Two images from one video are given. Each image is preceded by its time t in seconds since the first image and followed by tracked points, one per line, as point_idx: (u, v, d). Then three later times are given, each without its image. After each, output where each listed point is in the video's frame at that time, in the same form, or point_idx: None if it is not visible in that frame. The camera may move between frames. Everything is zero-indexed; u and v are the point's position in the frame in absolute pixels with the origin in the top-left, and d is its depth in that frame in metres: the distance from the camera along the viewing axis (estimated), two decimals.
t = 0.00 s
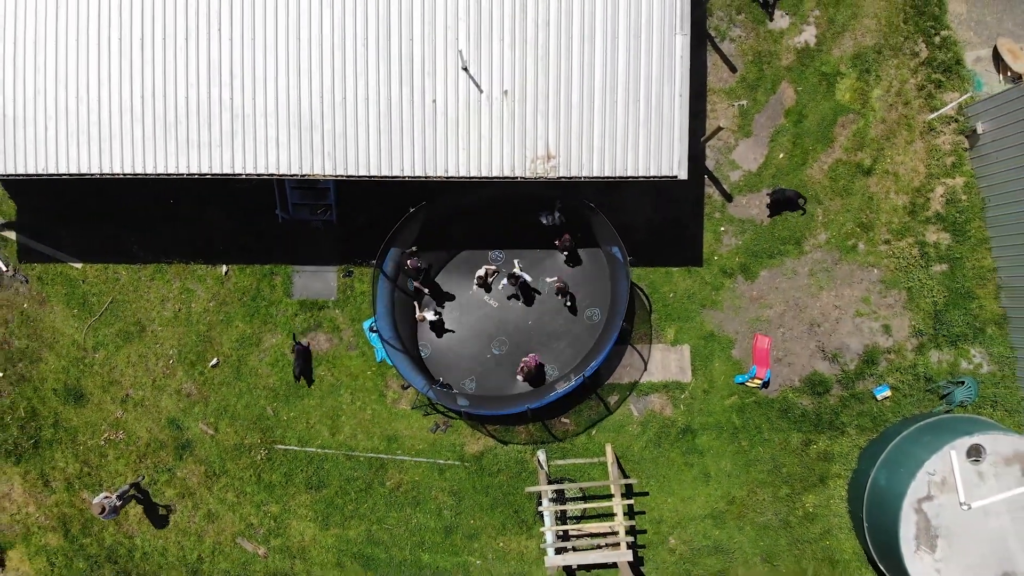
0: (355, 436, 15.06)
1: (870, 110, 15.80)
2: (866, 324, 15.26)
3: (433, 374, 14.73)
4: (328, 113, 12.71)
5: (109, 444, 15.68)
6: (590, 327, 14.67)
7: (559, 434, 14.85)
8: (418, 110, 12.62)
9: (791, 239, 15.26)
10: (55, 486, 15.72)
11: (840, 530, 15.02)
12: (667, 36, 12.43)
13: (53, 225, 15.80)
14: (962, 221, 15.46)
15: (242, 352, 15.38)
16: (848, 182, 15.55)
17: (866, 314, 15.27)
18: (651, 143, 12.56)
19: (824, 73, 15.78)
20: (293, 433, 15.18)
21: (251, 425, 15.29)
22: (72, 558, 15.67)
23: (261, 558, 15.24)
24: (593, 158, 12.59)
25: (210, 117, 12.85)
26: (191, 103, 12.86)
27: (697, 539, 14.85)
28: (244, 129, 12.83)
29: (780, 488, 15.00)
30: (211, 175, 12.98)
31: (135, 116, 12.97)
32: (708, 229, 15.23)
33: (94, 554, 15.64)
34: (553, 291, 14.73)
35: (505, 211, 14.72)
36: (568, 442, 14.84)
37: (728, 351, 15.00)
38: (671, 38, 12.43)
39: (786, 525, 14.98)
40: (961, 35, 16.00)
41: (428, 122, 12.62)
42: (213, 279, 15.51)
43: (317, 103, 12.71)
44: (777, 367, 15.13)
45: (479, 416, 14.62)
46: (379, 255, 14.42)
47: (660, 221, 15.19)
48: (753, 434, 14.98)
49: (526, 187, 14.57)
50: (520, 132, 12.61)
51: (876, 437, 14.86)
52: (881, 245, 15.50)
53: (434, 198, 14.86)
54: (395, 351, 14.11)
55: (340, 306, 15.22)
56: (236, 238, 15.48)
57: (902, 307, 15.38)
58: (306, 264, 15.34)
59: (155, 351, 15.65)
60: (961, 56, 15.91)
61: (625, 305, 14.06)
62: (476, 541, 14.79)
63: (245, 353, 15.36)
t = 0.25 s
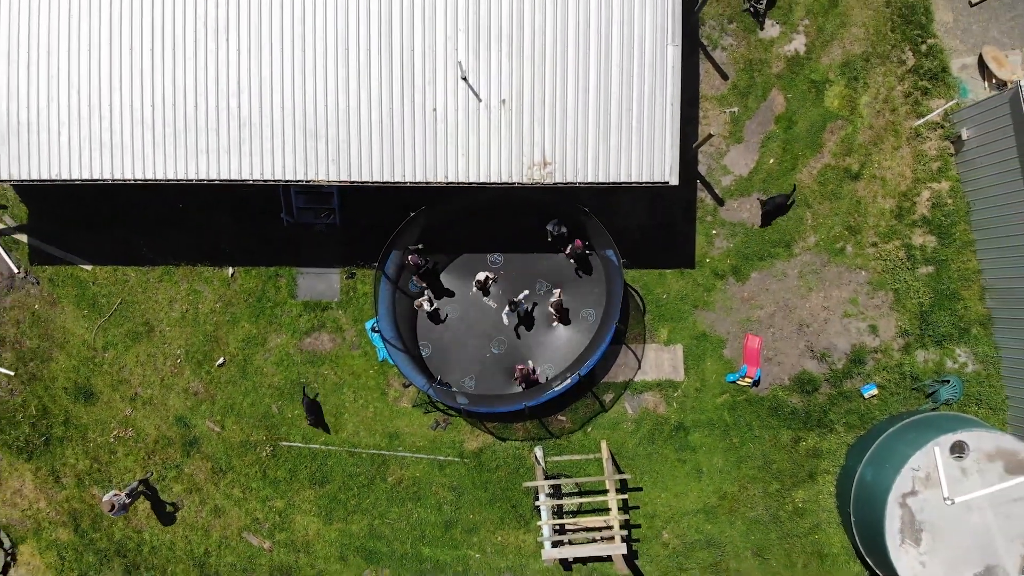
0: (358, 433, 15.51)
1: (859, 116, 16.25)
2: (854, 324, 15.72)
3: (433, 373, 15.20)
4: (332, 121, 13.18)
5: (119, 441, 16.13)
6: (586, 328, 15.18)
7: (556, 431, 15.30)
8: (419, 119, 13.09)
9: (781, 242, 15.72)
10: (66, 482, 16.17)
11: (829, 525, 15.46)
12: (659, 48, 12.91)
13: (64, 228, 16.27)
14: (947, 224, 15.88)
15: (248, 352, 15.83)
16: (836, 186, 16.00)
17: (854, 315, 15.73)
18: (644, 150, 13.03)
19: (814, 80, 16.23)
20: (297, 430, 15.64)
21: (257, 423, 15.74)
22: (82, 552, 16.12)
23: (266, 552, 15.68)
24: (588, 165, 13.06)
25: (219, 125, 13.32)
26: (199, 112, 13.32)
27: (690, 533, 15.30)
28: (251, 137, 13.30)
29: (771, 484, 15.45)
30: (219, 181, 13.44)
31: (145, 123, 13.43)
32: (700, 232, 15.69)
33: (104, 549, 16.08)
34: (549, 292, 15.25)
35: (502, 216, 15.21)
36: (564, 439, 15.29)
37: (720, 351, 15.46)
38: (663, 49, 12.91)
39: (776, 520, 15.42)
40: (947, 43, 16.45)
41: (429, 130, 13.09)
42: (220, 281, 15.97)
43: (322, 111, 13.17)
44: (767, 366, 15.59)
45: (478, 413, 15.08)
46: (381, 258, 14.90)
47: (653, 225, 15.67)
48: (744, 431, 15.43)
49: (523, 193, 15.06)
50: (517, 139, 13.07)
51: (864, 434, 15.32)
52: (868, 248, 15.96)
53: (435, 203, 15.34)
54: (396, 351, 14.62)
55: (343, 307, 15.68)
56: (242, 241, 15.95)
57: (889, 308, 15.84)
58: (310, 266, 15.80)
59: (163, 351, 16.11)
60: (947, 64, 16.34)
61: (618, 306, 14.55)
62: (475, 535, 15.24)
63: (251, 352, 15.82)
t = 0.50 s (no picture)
0: (362, 430, 15.97)
1: (849, 122, 16.70)
2: (843, 324, 16.19)
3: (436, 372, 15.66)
4: (338, 129, 13.65)
5: (129, 438, 16.59)
6: (584, 329, 15.67)
7: (555, 428, 15.77)
8: (422, 127, 13.56)
9: (772, 245, 16.19)
10: (77, 478, 16.62)
11: (820, 520, 15.91)
12: (653, 58, 13.38)
13: (77, 232, 16.73)
14: (935, 227, 16.33)
15: (255, 351, 16.30)
16: (827, 191, 16.46)
17: (844, 316, 16.20)
18: (638, 157, 13.50)
19: (805, 87, 16.69)
20: (303, 427, 16.10)
21: (263, 420, 16.20)
22: (93, 546, 16.57)
23: (272, 546, 16.14)
24: (584, 171, 13.53)
25: (228, 133, 13.80)
26: (209, 120, 13.80)
27: (684, 527, 15.76)
28: (260, 144, 13.77)
29: (763, 480, 15.90)
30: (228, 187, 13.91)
31: (156, 131, 13.89)
32: (694, 235, 16.17)
33: (114, 543, 16.54)
34: (548, 294, 15.71)
35: (502, 220, 15.73)
36: (563, 436, 15.76)
37: (714, 350, 15.92)
38: (656, 60, 13.38)
39: (768, 515, 15.87)
40: (935, 51, 16.92)
41: (431, 137, 13.56)
42: (228, 283, 16.44)
43: (327, 119, 13.64)
44: (759, 365, 16.06)
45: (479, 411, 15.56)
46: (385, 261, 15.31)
47: (649, 228, 16.15)
48: (737, 428, 15.89)
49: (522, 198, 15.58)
50: (516, 147, 13.55)
51: (853, 432, 15.78)
52: (858, 251, 16.43)
53: (436, 207, 15.80)
54: (400, 351, 15.09)
55: (348, 308, 16.16)
56: (250, 244, 16.42)
57: (877, 309, 16.30)
58: (315, 268, 16.27)
59: (172, 351, 16.57)
60: (935, 71, 16.80)
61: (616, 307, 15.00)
62: (475, 529, 15.71)
63: (258, 351, 16.28)
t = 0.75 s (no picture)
0: (365, 428, 16.44)
1: (839, 128, 17.16)
2: (833, 325, 16.66)
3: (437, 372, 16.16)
4: (342, 136, 14.12)
5: (138, 436, 17.05)
6: (580, 329, 16.17)
7: (552, 425, 16.24)
8: (424, 134, 14.04)
9: (764, 247, 16.67)
10: (88, 474, 17.07)
11: (810, 515, 16.37)
12: (647, 68, 13.86)
13: (87, 234, 17.21)
14: (922, 230, 16.79)
15: (261, 351, 16.77)
16: (817, 195, 16.92)
17: (833, 316, 16.67)
18: (633, 163, 13.99)
19: (796, 94, 17.16)
20: (308, 425, 16.56)
21: (269, 418, 16.67)
22: (103, 541, 17.03)
23: (278, 540, 16.59)
24: (581, 177, 14.01)
25: (236, 139, 14.27)
26: (218, 127, 14.27)
27: (678, 522, 16.22)
28: (267, 151, 14.24)
29: (755, 476, 16.36)
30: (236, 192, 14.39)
31: (166, 137, 14.36)
32: (688, 238, 16.64)
33: (124, 537, 16.99)
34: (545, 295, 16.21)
35: (500, 224, 16.18)
36: (560, 433, 16.23)
37: (707, 350, 16.39)
38: (650, 69, 13.87)
39: (760, 510, 16.32)
40: (923, 59, 17.39)
41: (433, 144, 14.04)
42: (234, 284, 16.91)
43: (332, 127, 14.12)
44: (751, 364, 16.53)
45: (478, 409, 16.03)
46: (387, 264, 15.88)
47: (644, 231, 16.62)
48: (729, 426, 16.36)
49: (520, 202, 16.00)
50: (515, 153, 14.03)
51: (842, 429, 16.25)
52: (847, 253, 16.89)
53: (436, 212, 16.28)
54: (402, 352, 15.50)
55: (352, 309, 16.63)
56: (256, 246, 16.89)
57: (866, 310, 16.78)
58: (320, 270, 16.75)
59: (180, 350, 17.04)
60: (923, 78, 17.26)
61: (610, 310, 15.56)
62: (475, 524, 16.17)
63: (264, 351, 16.75)
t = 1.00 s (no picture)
0: (367, 425, 16.90)
1: (828, 134, 17.64)
2: (823, 325, 17.14)
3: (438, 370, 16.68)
4: (346, 143, 14.60)
5: (147, 433, 17.51)
6: (576, 329, 16.70)
7: (550, 422, 16.73)
8: (425, 141, 14.52)
9: (756, 249, 17.15)
10: (97, 471, 17.53)
11: (801, 510, 16.83)
12: (641, 76, 14.33)
13: (97, 237, 17.67)
14: (910, 233, 17.26)
15: (266, 350, 17.24)
16: (808, 198, 17.39)
17: (823, 317, 17.15)
18: (627, 169, 14.48)
19: (787, 100, 17.64)
20: (312, 422, 17.03)
21: (274, 415, 17.13)
22: (112, 535, 17.47)
23: (282, 534, 17.05)
24: (577, 182, 14.49)
25: (243, 145, 14.74)
26: (226, 134, 14.75)
27: (672, 516, 16.68)
28: (273, 156, 14.72)
29: (746, 472, 16.82)
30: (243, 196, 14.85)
31: (175, 143, 14.83)
32: (681, 240, 17.13)
33: (132, 532, 17.43)
34: (543, 297, 16.77)
35: (499, 228, 16.73)
36: (557, 430, 16.72)
37: (700, 349, 16.86)
38: (644, 78, 14.34)
39: (751, 505, 16.77)
40: (910, 66, 17.87)
41: (434, 150, 14.52)
42: (240, 285, 17.38)
43: (336, 134, 14.59)
44: (743, 363, 17.00)
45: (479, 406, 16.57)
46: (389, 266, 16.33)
47: (639, 234, 17.12)
48: (722, 423, 16.82)
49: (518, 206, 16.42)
50: (513, 159, 14.51)
51: (832, 426, 16.72)
52: (837, 255, 17.36)
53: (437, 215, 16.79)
54: (404, 350, 15.84)
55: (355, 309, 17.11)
56: (261, 249, 17.37)
57: (855, 310, 17.25)
58: (323, 271, 17.22)
59: (187, 350, 17.50)
60: (910, 85, 17.75)
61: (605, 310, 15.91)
62: (474, 518, 16.63)
63: (269, 350, 17.22)
